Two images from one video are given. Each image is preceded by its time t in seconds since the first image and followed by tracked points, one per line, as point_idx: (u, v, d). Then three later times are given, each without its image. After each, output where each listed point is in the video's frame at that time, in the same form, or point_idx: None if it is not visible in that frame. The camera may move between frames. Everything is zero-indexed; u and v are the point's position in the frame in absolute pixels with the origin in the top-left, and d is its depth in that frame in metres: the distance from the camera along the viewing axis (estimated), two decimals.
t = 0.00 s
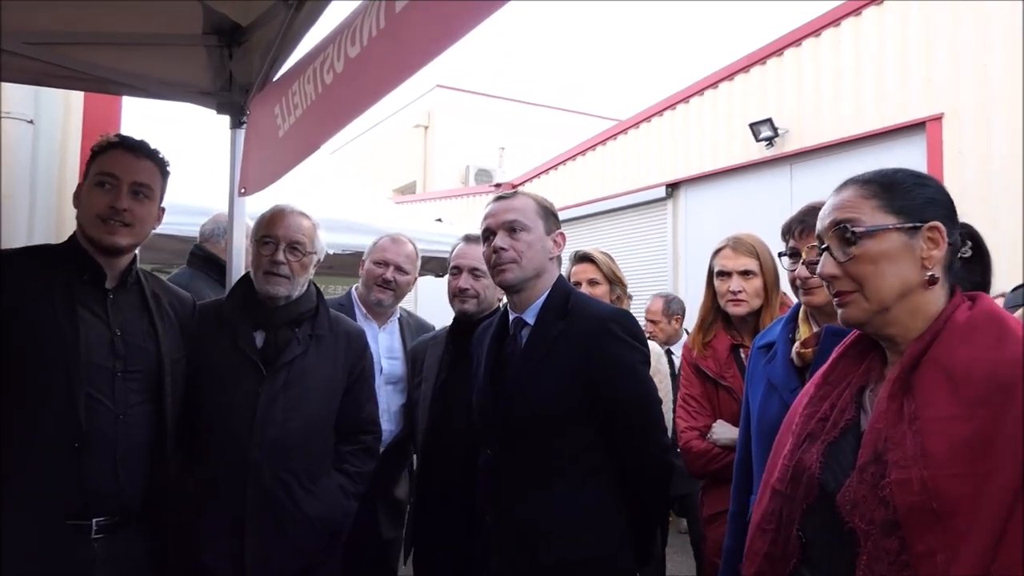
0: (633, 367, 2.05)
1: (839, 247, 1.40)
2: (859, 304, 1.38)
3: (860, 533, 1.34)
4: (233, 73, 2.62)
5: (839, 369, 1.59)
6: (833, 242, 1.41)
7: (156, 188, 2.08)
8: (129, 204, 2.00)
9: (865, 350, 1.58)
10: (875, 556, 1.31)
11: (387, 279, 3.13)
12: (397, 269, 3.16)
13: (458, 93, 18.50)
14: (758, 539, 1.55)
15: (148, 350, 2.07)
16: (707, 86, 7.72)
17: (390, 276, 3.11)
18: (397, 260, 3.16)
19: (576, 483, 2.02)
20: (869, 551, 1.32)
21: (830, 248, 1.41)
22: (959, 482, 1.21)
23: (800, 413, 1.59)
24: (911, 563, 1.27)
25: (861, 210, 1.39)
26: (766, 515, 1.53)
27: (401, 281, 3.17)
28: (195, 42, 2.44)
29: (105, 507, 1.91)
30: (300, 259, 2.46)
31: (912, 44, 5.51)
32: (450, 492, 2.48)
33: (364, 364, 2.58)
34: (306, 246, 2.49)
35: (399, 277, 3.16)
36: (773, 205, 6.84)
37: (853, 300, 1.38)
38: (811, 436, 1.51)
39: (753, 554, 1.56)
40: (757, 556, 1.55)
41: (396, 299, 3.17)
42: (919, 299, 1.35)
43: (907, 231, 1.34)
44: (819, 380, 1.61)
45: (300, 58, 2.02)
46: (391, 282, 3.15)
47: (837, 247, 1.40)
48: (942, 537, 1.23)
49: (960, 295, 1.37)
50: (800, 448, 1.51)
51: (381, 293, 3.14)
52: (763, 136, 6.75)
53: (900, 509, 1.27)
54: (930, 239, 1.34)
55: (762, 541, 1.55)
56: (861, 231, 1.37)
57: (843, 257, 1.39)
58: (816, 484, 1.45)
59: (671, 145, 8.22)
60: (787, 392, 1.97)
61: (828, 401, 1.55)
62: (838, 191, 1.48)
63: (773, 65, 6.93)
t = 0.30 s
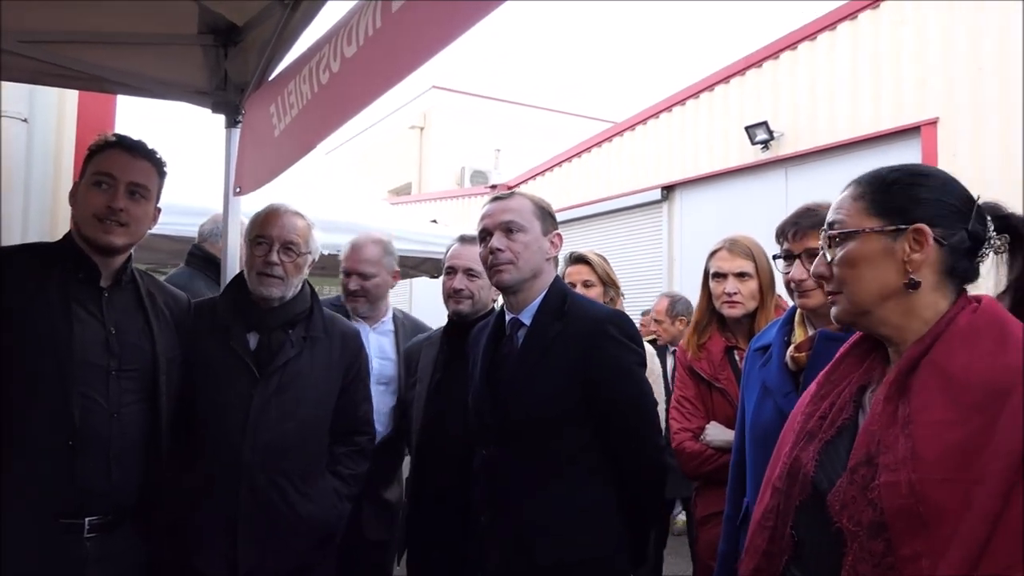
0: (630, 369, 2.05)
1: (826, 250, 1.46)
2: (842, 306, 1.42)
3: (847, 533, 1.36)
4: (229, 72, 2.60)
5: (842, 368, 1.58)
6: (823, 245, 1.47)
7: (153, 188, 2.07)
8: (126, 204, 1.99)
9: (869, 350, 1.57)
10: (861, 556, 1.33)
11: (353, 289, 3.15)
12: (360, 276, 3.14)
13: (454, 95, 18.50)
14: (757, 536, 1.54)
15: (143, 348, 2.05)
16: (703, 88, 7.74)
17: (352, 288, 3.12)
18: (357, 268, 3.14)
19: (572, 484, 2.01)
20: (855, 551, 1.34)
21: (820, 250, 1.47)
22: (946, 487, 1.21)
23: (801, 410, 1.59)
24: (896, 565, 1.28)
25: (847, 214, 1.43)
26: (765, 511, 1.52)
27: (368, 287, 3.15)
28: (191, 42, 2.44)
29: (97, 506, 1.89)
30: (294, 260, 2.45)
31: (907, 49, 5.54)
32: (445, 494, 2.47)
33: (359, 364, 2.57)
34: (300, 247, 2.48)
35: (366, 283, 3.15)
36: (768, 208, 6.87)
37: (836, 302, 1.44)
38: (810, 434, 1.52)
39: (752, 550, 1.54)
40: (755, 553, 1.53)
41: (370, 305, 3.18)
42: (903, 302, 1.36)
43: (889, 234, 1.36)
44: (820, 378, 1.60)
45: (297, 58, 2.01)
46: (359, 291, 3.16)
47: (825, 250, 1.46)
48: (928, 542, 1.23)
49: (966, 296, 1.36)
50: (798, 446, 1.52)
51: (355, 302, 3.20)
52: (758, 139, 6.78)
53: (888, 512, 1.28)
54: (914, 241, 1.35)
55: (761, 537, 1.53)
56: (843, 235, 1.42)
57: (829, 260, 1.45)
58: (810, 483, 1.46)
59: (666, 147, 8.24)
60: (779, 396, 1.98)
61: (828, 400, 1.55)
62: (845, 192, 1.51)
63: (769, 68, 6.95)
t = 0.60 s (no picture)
0: (626, 368, 2.06)
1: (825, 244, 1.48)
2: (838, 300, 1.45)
3: (844, 532, 1.37)
4: (222, 74, 2.59)
5: (843, 364, 1.59)
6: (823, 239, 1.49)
7: (146, 190, 2.06)
8: (119, 206, 1.98)
9: (869, 347, 1.57)
10: (857, 554, 1.34)
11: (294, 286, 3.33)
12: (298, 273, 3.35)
13: (447, 96, 18.52)
14: (762, 533, 1.55)
15: (135, 350, 2.04)
16: (696, 88, 7.76)
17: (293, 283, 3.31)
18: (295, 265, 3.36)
19: (569, 484, 2.02)
20: (852, 549, 1.35)
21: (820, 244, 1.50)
22: (942, 482, 1.21)
23: (807, 407, 1.60)
24: (891, 563, 1.28)
25: (843, 208, 1.45)
26: (770, 508, 1.54)
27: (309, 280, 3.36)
28: (183, 42, 2.43)
29: (89, 508, 1.89)
30: (289, 260, 2.44)
31: (899, 48, 5.57)
32: (441, 495, 2.47)
33: (355, 365, 2.56)
34: (296, 248, 2.47)
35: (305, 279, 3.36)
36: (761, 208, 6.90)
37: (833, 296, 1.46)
38: (812, 431, 1.53)
39: (757, 548, 1.54)
40: (761, 551, 1.54)
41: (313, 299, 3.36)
42: (897, 295, 1.37)
43: (880, 227, 1.38)
44: (824, 375, 1.61)
45: (290, 58, 2.00)
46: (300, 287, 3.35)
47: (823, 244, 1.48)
48: (921, 539, 1.23)
49: (965, 289, 1.36)
50: (801, 443, 1.53)
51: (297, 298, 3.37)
52: (751, 139, 6.82)
53: (882, 509, 1.28)
54: (904, 234, 1.36)
55: (766, 535, 1.54)
56: (838, 228, 1.44)
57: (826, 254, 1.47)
58: (810, 480, 1.47)
59: (660, 147, 8.26)
60: (755, 394, 2.00)
61: (829, 397, 1.56)
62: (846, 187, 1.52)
63: (762, 68, 6.98)
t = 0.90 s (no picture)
0: (621, 368, 2.06)
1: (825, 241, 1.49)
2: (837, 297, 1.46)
3: (848, 531, 1.37)
4: (217, 73, 2.58)
5: (848, 363, 1.59)
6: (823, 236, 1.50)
7: (137, 187, 2.04)
8: (109, 204, 1.97)
9: (873, 345, 1.58)
10: (860, 554, 1.34)
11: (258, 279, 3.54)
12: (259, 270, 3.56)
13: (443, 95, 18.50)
14: (767, 534, 1.54)
15: (129, 351, 2.03)
16: (692, 89, 7.77)
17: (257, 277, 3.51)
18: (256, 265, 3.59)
19: (566, 481, 2.02)
20: (855, 549, 1.35)
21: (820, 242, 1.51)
22: (944, 482, 1.21)
23: (812, 407, 1.60)
24: (894, 562, 1.29)
25: (843, 206, 1.46)
26: (774, 508, 1.53)
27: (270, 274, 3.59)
28: (177, 42, 2.40)
29: (85, 507, 1.88)
30: (287, 259, 2.43)
31: (895, 50, 5.60)
32: (437, 494, 2.46)
33: (351, 366, 2.56)
34: (293, 246, 2.46)
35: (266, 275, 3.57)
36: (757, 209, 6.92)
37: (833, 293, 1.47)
38: (816, 431, 1.53)
39: (762, 549, 1.55)
40: (765, 552, 1.54)
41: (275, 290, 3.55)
42: (898, 292, 1.38)
43: (878, 224, 1.39)
44: (828, 375, 1.61)
45: (285, 57, 2.00)
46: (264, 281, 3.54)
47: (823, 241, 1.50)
48: (924, 537, 1.24)
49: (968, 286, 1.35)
50: (805, 443, 1.53)
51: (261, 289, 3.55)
52: (747, 139, 6.84)
53: (886, 509, 1.29)
54: (902, 231, 1.36)
55: (771, 535, 1.54)
56: (838, 225, 1.45)
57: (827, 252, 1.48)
58: (814, 480, 1.47)
59: (656, 148, 8.26)
60: (737, 397, 2.03)
61: (833, 396, 1.56)
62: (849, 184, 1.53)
63: (758, 69, 6.99)
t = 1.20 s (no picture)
0: (617, 369, 2.06)
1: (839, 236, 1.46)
2: (852, 295, 1.43)
3: (859, 533, 1.37)
4: (212, 76, 2.58)
5: (851, 363, 1.59)
6: (835, 232, 1.47)
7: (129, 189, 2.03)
8: (103, 206, 1.96)
9: (876, 345, 1.58)
10: (872, 556, 1.34)
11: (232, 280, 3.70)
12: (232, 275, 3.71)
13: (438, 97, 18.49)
14: (768, 535, 1.55)
15: (124, 354, 2.02)
16: (687, 90, 7.79)
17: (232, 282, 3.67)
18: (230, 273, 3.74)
19: (565, 482, 2.02)
20: (867, 551, 1.35)
21: (831, 237, 1.47)
22: (957, 483, 1.21)
23: (813, 407, 1.60)
24: (908, 565, 1.29)
25: (863, 201, 1.43)
26: (777, 509, 1.54)
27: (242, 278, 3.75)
28: (173, 45, 2.43)
29: (82, 510, 1.88)
30: (285, 260, 2.42)
31: (888, 49, 5.62)
32: (434, 496, 2.46)
33: (348, 368, 2.56)
34: (290, 248, 2.45)
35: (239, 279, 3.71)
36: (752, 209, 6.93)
37: (846, 291, 1.44)
38: (820, 431, 1.52)
39: (763, 551, 1.56)
40: (767, 553, 1.55)
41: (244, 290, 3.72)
42: (920, 292, 1.37)
43: (907, 221, 1.38)
44: (830, 374, 1.62)
45: (280, 60, 1.99)
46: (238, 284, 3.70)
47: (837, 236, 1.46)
48: (937, 539, 1.24)
49: (974, 287, 1.37)
50: (809, 443, 1.53)
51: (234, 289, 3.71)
52: (742, 139, 6.86)
53: (899, 511, 1.29)
54: (931, 231, 1.36)
55: (772, 537, 1.54)
56: (859, 221, 1.42)
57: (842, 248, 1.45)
58: (820, 481, 1.47)
59: (652, 148, 8.28)
60: (722, 403, 2.05)
61: (836, 396, 1.56)
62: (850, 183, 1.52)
63: (752, 69, 7.01)
